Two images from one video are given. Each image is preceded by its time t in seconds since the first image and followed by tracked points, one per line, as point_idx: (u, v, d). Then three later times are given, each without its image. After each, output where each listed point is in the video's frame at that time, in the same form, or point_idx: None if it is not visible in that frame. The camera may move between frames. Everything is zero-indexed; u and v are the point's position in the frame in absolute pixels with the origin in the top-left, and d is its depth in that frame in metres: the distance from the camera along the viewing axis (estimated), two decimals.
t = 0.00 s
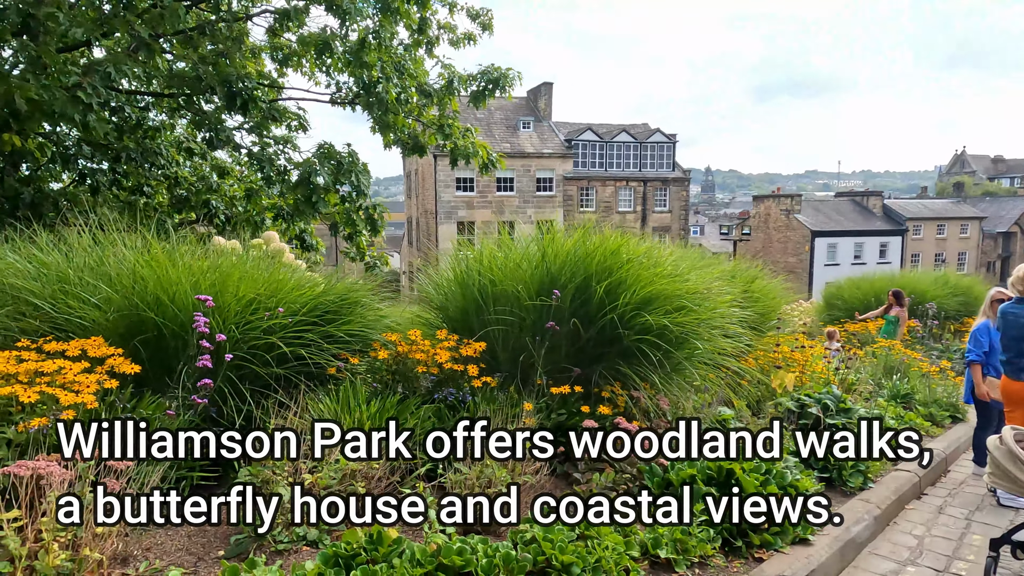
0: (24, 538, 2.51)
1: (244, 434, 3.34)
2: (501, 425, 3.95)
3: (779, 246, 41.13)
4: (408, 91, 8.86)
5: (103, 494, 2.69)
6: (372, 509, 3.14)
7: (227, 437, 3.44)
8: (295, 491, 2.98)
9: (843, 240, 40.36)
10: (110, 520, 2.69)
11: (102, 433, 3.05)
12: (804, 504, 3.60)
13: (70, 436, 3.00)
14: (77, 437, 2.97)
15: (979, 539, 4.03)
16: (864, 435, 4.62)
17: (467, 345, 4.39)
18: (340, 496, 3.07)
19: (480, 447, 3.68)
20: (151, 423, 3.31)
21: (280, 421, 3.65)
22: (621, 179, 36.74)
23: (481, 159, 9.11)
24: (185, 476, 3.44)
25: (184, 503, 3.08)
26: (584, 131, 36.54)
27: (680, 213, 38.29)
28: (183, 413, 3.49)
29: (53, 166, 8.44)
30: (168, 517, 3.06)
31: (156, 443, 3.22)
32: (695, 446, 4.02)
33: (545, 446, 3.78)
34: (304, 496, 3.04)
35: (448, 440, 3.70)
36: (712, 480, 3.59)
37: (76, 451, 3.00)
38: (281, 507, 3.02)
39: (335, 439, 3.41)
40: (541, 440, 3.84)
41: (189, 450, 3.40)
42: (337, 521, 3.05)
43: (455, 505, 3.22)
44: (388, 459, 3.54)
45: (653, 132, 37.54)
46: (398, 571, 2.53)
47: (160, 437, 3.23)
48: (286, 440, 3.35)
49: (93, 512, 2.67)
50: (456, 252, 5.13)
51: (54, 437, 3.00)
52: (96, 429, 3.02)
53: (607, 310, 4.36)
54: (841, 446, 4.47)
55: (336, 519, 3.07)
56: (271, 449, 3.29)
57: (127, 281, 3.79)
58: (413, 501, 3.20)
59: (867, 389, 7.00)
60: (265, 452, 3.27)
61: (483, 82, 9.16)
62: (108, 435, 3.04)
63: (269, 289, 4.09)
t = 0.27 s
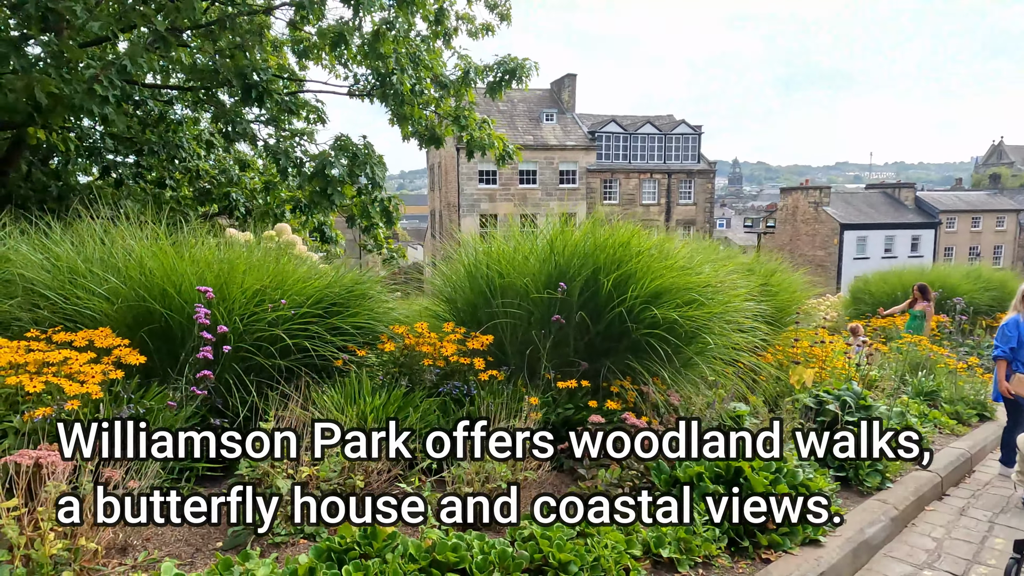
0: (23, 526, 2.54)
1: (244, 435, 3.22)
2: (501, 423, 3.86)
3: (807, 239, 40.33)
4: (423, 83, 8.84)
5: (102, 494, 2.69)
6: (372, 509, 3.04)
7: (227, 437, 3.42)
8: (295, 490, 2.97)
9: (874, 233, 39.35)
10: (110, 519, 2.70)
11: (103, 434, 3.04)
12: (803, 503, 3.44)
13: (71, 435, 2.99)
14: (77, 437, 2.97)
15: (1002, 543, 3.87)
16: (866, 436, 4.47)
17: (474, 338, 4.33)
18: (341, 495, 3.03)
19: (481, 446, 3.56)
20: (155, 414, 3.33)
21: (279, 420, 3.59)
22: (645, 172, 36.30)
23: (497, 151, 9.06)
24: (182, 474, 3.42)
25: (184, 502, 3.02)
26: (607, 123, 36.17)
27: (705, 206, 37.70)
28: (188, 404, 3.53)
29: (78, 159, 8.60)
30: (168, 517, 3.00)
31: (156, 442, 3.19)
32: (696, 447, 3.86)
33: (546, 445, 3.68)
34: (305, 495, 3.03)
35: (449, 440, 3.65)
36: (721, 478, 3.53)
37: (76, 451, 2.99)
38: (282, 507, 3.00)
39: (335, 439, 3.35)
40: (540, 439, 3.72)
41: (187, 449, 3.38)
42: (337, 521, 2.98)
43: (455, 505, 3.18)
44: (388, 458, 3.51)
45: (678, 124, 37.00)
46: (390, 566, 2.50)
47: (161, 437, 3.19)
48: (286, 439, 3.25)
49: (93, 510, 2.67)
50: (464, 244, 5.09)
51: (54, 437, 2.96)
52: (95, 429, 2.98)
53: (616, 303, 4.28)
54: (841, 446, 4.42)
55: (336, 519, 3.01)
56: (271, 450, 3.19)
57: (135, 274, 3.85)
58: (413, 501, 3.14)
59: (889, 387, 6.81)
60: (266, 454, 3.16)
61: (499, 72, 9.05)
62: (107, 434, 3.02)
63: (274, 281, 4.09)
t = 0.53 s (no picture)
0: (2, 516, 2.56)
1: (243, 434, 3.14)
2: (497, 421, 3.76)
3: (827, 234, 39.67)
4: (429, 75, 8.79)
5: (102, 494, 2.78)
6: (371, 509, 2.91)
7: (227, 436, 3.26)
8: (295, 490, 2.97)
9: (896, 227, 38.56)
10: (109, 519, 2.80)
11: (103, 433, 3.06)
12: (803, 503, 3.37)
13: (70, 435, 2.99)
14: (75, 438, 2.98)
15: (1009, 544, 3.76)
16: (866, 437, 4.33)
17: (469, 331, 4.30)
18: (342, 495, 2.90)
19: (480, 447, 3.43)
20: (146, 405, 3.32)
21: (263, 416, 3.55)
22: (662, 165, 35.86)
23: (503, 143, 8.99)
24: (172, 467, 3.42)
25: (184, 503, 2.96)
26: (623, 116, 35.81)
27: (722, 200, 37.16)
28: (177, 396, 3.52)
29: (92, 154, 8.69)
30: (168, 517, 2.97)
31: (156, 442, 3.23)
32: (696, 447, 3.73)
33: (545, 446, 3.74)
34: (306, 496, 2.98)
35: (448, 440, 3.40)
36: (716, 475, 3.46)
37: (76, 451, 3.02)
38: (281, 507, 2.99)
39: (336, 439, 3.27)
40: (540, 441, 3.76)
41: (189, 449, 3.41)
42: (337, 521, 2.80)
43: (455, 505, 3.05)
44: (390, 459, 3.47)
45: (695, 116, 36.51)
46: (368, 561, 2.47)
47: (160, 436, 3.22)
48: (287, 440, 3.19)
49: (94, 511, 2.76)
50: (460, 237, 5.04)
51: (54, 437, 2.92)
52: (96, 430, 3.01)
53: (613, 294, 4.22)
54: (841, 446, 4.27)
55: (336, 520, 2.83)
56: (271, 450, 3.14)
57: (130, 266, 3.88)
58: (413, 500, 2.96)
59: (900, 383, 6.66)
60: (266, 453, 3.11)
61: (506, 64, 8.92)
62: (107, 435, 3.05)
63: (268, 272, 4.10)
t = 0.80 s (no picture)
0: None
1: (243, 434, 3.08)
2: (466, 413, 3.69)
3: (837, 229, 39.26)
4: (425, 69, 8.73)
5: (103, 494, 2.88)
6: (372, 509, 2.93)
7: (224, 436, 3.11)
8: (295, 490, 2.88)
9: (908, 222, 38.11)
10: (109, 520, 2.89)
11: (103, 434, 3.14)
12: (803, 503, 3.39)
13: (70, 435, 2.98)
14: (76, 438, 2.98)
15: (999, 545, 3.69)
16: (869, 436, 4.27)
17: (454, 327, 4.26)
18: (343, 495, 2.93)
19: (480, 446, 3.35)
20: (119, 404, 3.32)
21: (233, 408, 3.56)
22: (670, 160, 35.48)
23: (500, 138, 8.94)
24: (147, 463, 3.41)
25: (183, 502, 2.89)
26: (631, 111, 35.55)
27: (731, 195, 36.76)
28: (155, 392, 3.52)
29: (93, 149, 8.71)
30: (168, 517, 2.94)
31: (156, 442, 3.29)
32: (694, 446, 3.51)
33: (546, 446, 3.68)
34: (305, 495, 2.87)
35: (448, 440, 3.29)
36: (696, 475, 3.41)
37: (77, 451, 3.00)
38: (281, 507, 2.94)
39: (336, 439, 3.23)
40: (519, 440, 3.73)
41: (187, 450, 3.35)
42: (338, 521, 2.75)
43: (455, 505, 3.06)
44: (388, 458, 3.54)
45: (703, 111, 36.17)
46: (333, 561, 2.45)
47: (161, 437, 3.29)
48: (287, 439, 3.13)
49: (94, 511, 2.86)
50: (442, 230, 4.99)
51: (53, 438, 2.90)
52: (96, 430, 3.08)
53: (600, 289, 4.17)
54: (839, 447, 4.18)
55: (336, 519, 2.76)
56: (271, 450, 3.10)
57: (115, 262, 3.87)
58: (413, 500, 3.00)
59: (898, 381, 6.57)
60: (266, 453, 3.07)
61: (504, 58, 8.84)
62: (107, 435, 3.13)
63: (252, 266, 4.09)
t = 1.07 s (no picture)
0: None
1: (243, 434, 3.08)
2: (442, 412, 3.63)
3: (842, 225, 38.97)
4: (417, 64, 8.63)
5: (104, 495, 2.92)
6: (372, 509, 2.90)
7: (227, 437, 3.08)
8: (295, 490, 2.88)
9: (912, 218, 37.84)
10: (109, 519, 2.92)
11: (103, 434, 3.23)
12: (803, 503, 3.42)
13: (70, 435, 3.13)
14: (75, 438, 3.12)
15: (984, 545, 3.63)
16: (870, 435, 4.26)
17: (433, 324, 4.21)
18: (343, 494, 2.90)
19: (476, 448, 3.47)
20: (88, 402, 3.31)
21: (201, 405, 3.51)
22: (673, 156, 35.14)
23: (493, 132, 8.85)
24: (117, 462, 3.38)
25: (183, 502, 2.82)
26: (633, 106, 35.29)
27: (735, 191, 36.42)
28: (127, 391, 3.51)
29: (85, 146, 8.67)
30: (168, 517, 2.84)
31: (156, 442, 3.31)
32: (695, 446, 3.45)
33: (546, 447, 3.64)
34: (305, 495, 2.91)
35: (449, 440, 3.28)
36: (673, 474, 3.35)
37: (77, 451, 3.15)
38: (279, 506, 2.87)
39: (336, 439, 3.33)
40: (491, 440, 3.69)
41: (184, 448, 3.20)
42: (336, 521, 2.82)
43: (455, 505, 2.94)
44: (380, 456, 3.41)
45: (707, 106, 35.86)
46: (293, 562, 2.40)
47: (160, 437, 3.28)
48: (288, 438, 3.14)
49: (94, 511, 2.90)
50: (422, 227, 4.93)
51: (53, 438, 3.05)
52: (96, 430, 3.19)
53: (582, 286, 4.11)
54: (840, 447, 4.11)
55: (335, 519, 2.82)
56: (272, 449, 3.10)
57: (91, 258, 3.83)
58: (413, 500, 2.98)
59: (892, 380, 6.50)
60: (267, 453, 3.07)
61: (497, 53, 8.74)
62: (107, 435, 3.23)
63: (230, 262, 4.04)
